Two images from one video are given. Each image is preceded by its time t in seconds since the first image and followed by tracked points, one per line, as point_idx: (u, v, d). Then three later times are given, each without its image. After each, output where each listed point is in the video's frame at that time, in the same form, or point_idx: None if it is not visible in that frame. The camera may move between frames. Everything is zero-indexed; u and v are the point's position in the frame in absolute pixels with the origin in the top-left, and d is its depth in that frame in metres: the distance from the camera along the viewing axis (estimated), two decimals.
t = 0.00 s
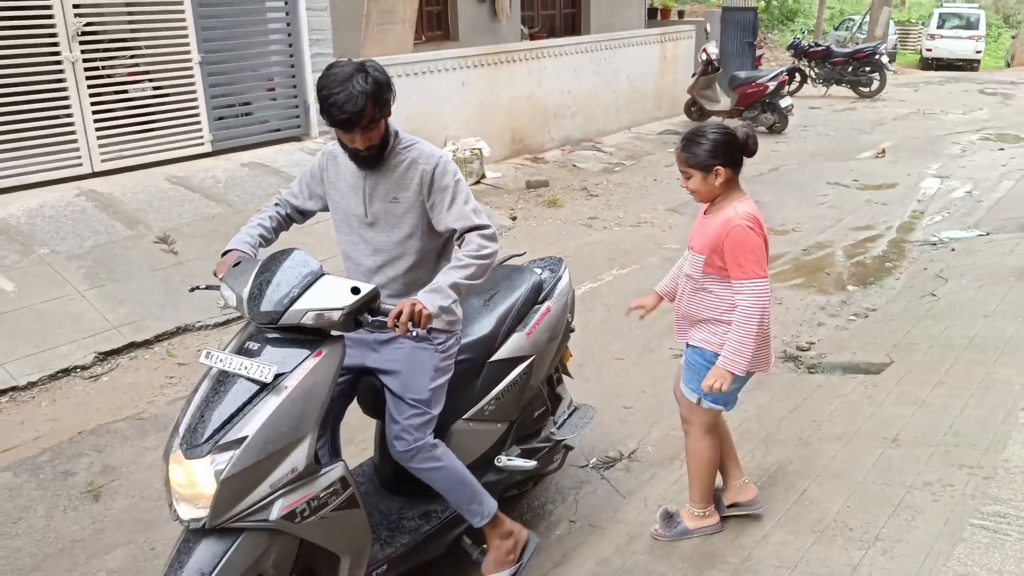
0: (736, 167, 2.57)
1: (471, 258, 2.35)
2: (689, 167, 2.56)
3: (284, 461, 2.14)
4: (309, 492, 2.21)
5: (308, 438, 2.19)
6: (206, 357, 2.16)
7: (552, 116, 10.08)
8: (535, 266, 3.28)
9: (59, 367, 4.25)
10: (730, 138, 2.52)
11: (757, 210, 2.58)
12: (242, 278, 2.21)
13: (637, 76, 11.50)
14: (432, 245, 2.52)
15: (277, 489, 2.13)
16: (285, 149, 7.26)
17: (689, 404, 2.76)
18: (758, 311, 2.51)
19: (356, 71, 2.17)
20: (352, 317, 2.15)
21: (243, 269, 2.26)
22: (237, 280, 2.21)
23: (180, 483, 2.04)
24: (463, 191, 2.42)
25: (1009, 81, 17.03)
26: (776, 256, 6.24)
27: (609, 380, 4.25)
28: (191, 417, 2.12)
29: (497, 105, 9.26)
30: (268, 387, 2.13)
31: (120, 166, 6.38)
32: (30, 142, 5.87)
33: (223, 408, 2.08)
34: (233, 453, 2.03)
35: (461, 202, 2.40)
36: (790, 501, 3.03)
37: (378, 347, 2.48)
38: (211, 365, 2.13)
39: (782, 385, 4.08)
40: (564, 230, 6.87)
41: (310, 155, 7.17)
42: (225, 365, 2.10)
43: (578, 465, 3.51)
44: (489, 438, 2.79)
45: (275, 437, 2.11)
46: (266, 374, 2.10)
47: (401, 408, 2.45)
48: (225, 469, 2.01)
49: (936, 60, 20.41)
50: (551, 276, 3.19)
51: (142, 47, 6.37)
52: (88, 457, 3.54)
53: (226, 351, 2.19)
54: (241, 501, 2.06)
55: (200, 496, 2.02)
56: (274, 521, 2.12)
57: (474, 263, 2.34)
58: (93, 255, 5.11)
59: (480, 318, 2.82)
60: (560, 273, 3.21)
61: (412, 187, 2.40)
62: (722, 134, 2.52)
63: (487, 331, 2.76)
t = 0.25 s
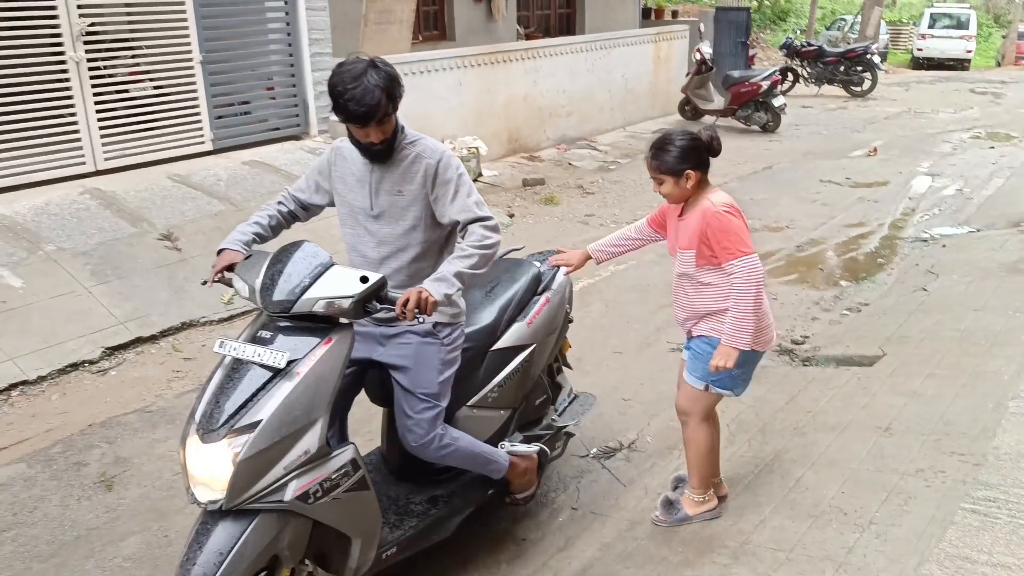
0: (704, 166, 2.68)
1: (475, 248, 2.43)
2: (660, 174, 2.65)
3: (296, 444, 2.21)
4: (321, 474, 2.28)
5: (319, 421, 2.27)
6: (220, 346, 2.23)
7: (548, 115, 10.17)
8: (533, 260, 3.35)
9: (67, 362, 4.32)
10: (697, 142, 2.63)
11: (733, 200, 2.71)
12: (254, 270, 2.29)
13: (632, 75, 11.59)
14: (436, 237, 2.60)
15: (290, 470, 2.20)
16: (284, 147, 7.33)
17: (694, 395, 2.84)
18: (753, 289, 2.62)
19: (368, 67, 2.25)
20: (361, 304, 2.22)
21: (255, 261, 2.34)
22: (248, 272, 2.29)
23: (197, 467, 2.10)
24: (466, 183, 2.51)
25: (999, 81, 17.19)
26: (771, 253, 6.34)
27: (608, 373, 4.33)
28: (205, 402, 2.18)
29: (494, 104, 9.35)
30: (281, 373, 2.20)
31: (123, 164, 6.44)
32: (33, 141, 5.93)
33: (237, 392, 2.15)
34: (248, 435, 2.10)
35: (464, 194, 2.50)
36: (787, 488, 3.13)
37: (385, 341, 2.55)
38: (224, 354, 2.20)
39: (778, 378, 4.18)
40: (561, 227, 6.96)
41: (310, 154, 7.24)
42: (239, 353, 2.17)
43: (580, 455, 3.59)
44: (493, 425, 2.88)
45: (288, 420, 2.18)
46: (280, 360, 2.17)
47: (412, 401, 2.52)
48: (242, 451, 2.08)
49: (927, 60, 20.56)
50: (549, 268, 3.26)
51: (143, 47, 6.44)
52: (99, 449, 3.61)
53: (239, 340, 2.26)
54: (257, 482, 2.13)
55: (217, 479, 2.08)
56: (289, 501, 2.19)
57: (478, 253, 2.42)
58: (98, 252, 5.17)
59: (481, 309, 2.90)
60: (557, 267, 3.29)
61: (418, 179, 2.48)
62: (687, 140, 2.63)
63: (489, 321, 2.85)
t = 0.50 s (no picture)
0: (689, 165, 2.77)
1: (477, 242, 2.49)
2: (652, 178, 2.71)
3: (303, 429, 2.28)
4: (327, 459, 2.35)
5: (325, 407, 2.33)
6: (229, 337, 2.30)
7: (551, 113, 10.23)
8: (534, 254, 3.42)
9: (78, 356, 4.39)
10: (683, 144, 2.70)
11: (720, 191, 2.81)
12: (261, 262, 2.36)
13: (634, 73, 11.65)
14: (443, 234, 2.67)
15: (298, 455, 2.27)
16: (290, 145, 7.40)
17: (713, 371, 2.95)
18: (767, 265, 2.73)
19: (386, 72, 2.33)
20: (362, 295, 2.28)
21: (261, 255, 2.41)
22: (256, 264, 2.36)
23: (207, 453, 2.17)
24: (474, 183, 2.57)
25: (1002, 78, 17.22)
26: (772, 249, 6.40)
27: (609, 367, 4.40)
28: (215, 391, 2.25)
29: (497, 102, 9.41)
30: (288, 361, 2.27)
31: (130, 161, 6.52)
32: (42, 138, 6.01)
33: (246, 380, 2.22)
34: (257, 421, 2.16)
35: (471, 191, 2.56)
36: (784, 478, 3.20)
37: (392, 335, 2.59)
38: (233, 344, 2.27)
39: (777, 371, 4.24)
40: (564, 224, 7.02)
41: (315, 151, 7.31)
42: (247, 343, 2.24)
43: (581, 447, 3.65)
44: (495, 413, 2.95)
45: (295, 407, 2.25)
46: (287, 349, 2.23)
47: (434, 392, 2.59)
48: (250, 436, 2.15)
49: (929, 57, 20.59)
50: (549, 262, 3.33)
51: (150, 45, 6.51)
52: (111, 440, 3.68)
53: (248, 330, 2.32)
54: (265, 467, 2.19)
55: (226, 464, 2.15)
56: (296, 485, 2.26)
57: (479, 247, 2.49)
58: (107, 248, 5.25)
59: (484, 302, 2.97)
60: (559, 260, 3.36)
61: (427, 177, 2.55)
62: (674, 143, 2.69)
63: (491, 312, 2.92)
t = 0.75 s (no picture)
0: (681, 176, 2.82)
1: (482, 240, 2.53)
2: (645, 192, 2.77)
3: (312, 426, 2.33)
4: (335, 455, 2.40)
5: (334, 405, 2.39)
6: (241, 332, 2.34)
7: (558, 115, 10.28)
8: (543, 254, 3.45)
9: (89, 354, 4.45)
10: (672, 155, 2.76)
11: (710, 201, 2.86)
12: (272, 261, 2.41)
13: (641, 76, 11.68)
14: (453, 234, 2.72)
15: (306, 451, 2.32)
16: (298, 146, 7.46)
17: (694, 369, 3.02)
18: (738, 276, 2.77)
19: (409, 78, 2.40)
20: (368, 293, 2.33)
21: (273, 253, 2.47)
22: (268, 263, 2.42)
23: (217, 447, 2.22)
24: (485, 184, 2.62)
25: (1010, 81, 17.17)
26: (777, 251, 6.43)
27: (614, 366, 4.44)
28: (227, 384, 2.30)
29: (505, 104, 9.46)
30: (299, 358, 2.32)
31: (140, 162, 6.60)
32: (54, 139, 6.09)
33: (258, 375, 2.26)
34: (266, 417, 2.22)
35: (480, 190, 2.60)
36: (786, 476, 3.23)
37: (400, 335, 2.63)
38: (244, 341, 2.32)
39: (780, 372, 4.27)
40: (570, 226, 7.07)
41: (323, 152, 7.36)
42: (258, 340, 2.29)
43: (585, 445, 3.68)
44: (500, 412, 2.99)
45: (303, 403, 2.29)
46: (298, 346, 2.28)
47: (443, 393, 2.64)
48: (260, 431, 2.20)
49: (938, 60, 20.54)
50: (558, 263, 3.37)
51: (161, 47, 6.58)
52: (122, 436, 3.74)
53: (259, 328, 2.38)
54: (274, 461, 2.24)
55: (236, 457, 2.20)
56: (304, 480, 2.31)
57: (485, 245, 2.52)
58: (118, 248, 5.31)
59: (491, 302, 3.01)
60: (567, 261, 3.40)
61: (438, 177, 2.60)
62: (665, 156, 2.75)
63: (498, 312, 2.96)
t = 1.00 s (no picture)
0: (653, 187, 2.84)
1: (497, 242, 2.56)
2: (613, 195, 2.81)
3: (327, 426, 2.37)
4: (349, 455, 2.44)
5: (348, 405, 2.43)
6: (257, 332, 2.38)
7: (565, 118, 10.32)
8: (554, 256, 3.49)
9: (101, 353, 4.51)
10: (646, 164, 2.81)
11: (675, 215, 2.87)
12: (288, 262, 2.45)
13: (648, 79, 11.71)
14: (467, 236, 2.77)
15: (321, 450, 2.37)
16: (307, 149, 7.51)
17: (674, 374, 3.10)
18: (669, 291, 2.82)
19: (416, 92, 2.42)
20: (384, 296, 2.37)
21: (289, 254, 2.51)
22: (284, 263, 2.46)
23: (232, 445, 2.26)
24: (499, 188, 2.65)
25: (1018, 85, 17.15)
26: (783, 254, 6.45)
27: (621, 368, 4.47)
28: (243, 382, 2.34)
29: (512, 107, 9.50)
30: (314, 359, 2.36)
31: (151, 164, 6.66)
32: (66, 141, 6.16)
33: (273, 375, 2.30)
34: (282, 416, 2.26)
35: (493, 193, 2.63)
36: (790, 476, 3.26)
37: (412, 335, 2.67)
38: (260, 340, 2.36)
39: (785, 374, 4.30)
40: (577, 228, 7.10)
41: (331, 155, 7.42)
42: (274, 340, 2.33)
43: (591, 445, 3.71)
44: (509, 412, 3.03)
45: (318, 403, 2.34)
46: (314, 347, 2.32)
47: (453, 393, 2.68)
48: (276, 430, 2.24)
49: (946, 63, 20.52)
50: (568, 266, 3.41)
51: (171, 50, 6.64)
52: (134, 434, 3.79)
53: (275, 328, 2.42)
54: (289, 460, 2.29)
55: (251, 456, 2.24)
56: (319, 479, 2.35)
57: (499, 247, 2.55)
58: (129, 248, 5.37)
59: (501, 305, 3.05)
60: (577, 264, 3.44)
61: (451, 182, 2.64)
62: (633, 165, 2.78)
63: (509, 314, 3.00)
